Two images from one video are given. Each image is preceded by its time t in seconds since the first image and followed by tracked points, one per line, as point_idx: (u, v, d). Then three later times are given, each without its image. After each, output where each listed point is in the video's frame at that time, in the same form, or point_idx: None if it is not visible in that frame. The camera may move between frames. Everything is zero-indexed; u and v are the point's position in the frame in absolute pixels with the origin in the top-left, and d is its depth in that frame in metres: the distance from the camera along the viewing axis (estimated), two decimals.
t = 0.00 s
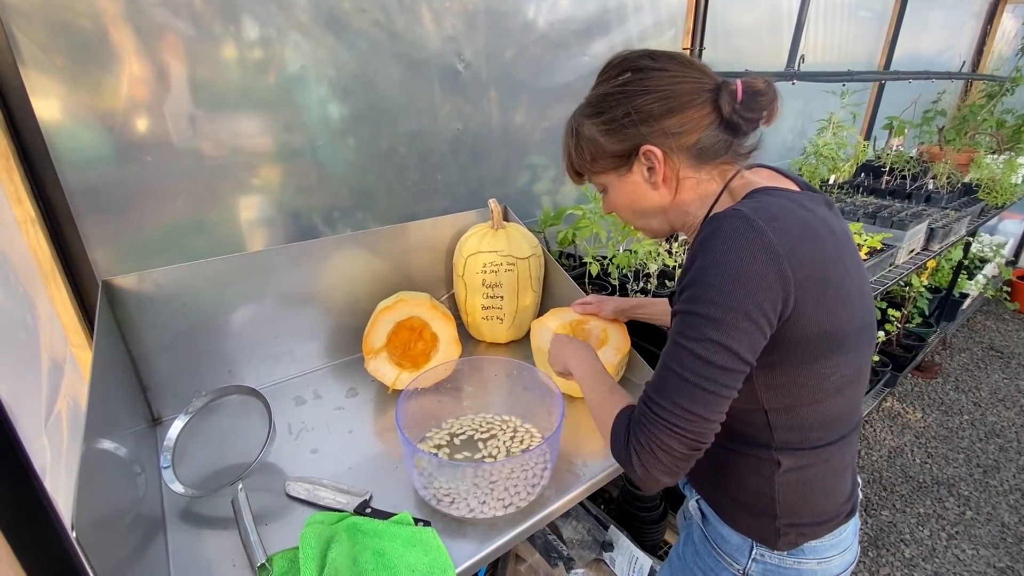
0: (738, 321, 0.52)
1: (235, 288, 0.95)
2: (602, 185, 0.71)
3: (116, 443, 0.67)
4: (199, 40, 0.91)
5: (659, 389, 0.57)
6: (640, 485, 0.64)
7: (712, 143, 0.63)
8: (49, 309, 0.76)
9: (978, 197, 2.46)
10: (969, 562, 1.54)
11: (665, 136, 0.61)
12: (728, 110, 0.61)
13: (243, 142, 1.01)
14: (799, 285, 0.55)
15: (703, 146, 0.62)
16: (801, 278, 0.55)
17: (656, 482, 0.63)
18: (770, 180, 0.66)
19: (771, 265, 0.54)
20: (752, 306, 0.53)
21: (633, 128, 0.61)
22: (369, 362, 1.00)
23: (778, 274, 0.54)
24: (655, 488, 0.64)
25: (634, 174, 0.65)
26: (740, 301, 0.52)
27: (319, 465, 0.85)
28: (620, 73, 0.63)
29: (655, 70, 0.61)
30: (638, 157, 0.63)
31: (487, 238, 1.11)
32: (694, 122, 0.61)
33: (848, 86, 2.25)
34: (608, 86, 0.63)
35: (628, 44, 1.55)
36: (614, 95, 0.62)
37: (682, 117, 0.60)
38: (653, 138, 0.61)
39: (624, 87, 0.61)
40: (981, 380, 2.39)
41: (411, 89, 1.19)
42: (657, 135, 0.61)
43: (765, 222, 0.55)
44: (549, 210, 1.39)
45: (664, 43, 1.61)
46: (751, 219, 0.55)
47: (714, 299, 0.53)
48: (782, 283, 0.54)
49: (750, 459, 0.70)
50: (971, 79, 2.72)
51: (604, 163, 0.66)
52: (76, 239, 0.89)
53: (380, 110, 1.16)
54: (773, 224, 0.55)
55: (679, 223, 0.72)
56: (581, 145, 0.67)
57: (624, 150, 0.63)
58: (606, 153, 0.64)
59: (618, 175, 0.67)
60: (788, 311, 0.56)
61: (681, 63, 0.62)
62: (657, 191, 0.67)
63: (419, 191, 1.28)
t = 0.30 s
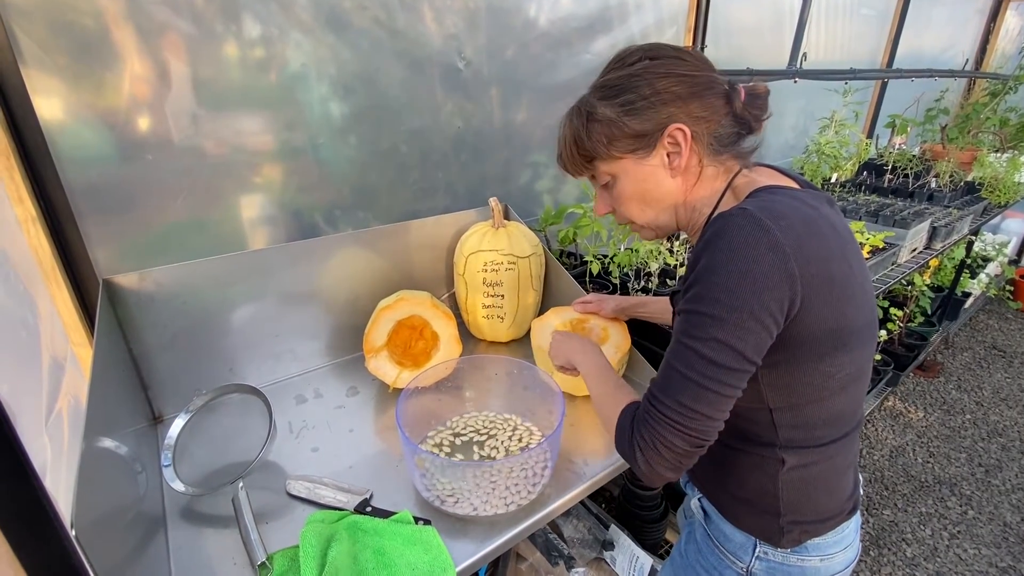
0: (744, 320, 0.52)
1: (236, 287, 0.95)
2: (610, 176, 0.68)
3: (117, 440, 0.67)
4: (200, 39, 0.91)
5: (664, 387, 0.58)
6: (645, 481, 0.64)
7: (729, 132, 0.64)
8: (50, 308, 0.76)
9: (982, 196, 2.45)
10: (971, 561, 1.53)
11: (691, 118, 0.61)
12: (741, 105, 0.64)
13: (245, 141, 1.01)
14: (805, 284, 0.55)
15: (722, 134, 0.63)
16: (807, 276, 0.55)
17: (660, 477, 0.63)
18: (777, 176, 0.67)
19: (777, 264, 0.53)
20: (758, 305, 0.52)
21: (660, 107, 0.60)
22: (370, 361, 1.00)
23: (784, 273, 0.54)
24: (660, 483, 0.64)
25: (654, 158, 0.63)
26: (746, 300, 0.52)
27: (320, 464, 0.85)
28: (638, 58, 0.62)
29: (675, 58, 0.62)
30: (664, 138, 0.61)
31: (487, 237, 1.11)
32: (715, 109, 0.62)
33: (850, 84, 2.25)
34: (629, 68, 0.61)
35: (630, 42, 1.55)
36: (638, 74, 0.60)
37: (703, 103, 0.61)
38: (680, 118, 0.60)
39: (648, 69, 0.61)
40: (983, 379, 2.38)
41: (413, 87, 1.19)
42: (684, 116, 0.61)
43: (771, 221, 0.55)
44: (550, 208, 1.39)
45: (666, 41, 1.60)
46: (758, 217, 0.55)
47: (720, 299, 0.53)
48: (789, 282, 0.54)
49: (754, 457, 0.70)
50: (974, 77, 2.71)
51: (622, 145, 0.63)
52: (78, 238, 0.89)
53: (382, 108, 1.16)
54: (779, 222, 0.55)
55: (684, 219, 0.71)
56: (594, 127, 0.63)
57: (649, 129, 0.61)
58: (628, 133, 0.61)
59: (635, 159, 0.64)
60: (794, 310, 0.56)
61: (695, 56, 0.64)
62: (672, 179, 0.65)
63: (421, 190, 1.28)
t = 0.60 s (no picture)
0: (752, 326, 0.52)
1: (237, 285, 0.95)
2: (607, 177, 0.67)
3: (118, 438, 0.67)
4: (201, 37, 0.91)
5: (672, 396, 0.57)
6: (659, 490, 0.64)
7: (726, 131, 0.63)
8: (51, 306, 0.76)
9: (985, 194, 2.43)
10: (974, 561, 1.53)
11: (688, 117, 0.60)
12: (739, 102, 0.64)
13: (246, 139, 1.01)
14: (809, 287, 0.55)
15: (719, 133, 0.63)
16: (810, 279, 0.55)
17: (673, 486, 0.63)
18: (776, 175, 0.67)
19: (781, 267, 0.53)
20: (765, 310, 0.52)
21: (657, 107, 0.59)
22: (371, 359, 1.00)
23: (788, 276, 0.53)
24: (672, 492, 0.64)
25: (651, 159, 0.63)
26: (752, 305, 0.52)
27: (321, 462, 0.85)
28: (633, 58, 0.62)
29: (671, 57, 0.61)
30: (661, 138, 0.61)
31: (489, 235, 1.11)
32: (712, 108, 0.61)
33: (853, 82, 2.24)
34: (625, 68, 0.61)
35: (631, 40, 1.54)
36: (635, 74, 0.60)
37: (700, 102, 0.61)
38: (677, 117, 0.60)
39: (644, 68, 0.60)
40: (986, 378, 2.37)
41: (414, 85, 1.18)
42: (681, 115, 0.60)
43: (772, 223, 0.55)
44: (551, 206, 1.38)
45: (668, 39, 1.60)
46: (759, 221, 0.55)
47: (726, 305, 0.52)
48: (793, 286, 0.54)
49: (756, 457, 0.69)
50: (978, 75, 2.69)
51: (619, 146, 0.62)
52: (79, 236, 0.89)
53: (383, 107, 1.16)
54: (780, 224, 0.55)
55: (683, 219, 0.70)
56: (591, 128, 0.63)
57: (646, 129, 0.60)
58: (625, 134, 0.61)
59: (632, 160, 0.63)
60: (799, 312, 0.55)
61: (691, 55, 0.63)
62: (670, 179, 0.65)
63: (422, 188, 1.28)
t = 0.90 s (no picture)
0: (756, 322, 0.52)
1: (238, 284, 0.95)
2: (600, 182, 0.71)
3: (120, 437, 0.67)
4: (203, 36, 0.91)
5: (675, 398, 0.56)
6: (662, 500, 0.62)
7: (707, 142, 0.61)
8: (53, 305, 0.76)
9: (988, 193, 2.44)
10: (976, 560, 1.53)
11: (657, 135, 0.60)
12: (724, 110, 0.60)
13: (248, 138, 1.01)
14: (811, 284, 0.55)
15: (696, 146, 0.61)
16: (812, 276, 0.55)
17: (677, 494, 0.61)
18: (774, 176, 0.66)
19: (783, 264, 0.53)
20: (768, 307, 0.52)
21: (626, 127, 0.61)
22: (372, 358, 1.00)
23: (790, 273, 0.53)
24: (676, 502, 0.63)
25: (628, 172, 0.65)
26: (756, 302, 0.52)
27: (322, 461, 0.85)
28: (617, 70, 0.62)
29: (650, 69, 0.60)
30: (630, 157, 0.63)
31: (490, 234, 1.11)
32: (687, 122, 0.60)
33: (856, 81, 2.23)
34: (605, 85, 0.62)
35: (633, 38, 1.53)
36: (609, 94, 0.61)
37: (674, 117, 0.59)
38: (644, 137, 0.61)
39: (620, 86, 0.60)
40: (988, 378, 2.37)
41: (415, 84, 1.18)
42: (648, 134, 0.60)
43: (773, 220, 0.55)
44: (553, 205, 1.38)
45: (670, 37, 1.59)
46: (760, 218, 0.55)
47: (730, 302, 0.52)
48: (795, 283, 0.54)
49: (757, 458, 0.69)
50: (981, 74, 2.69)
51: (600, 161, 0.66)
52: (80, 234, 0.89)
53: (385, 106, 1.16)
54: (781, 222, 0.55)
55: (678, 220, 0.71)
56: (579, 141, 0.67)
57: (617, 149, 0.63)
58: (602, 151, 0.64)
59: (613, 172, 0.66)
60: (801, 310, 0.55)
61: (676, 61, 0.61)
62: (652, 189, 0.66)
63: (423, 187, 1.28)
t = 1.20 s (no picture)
0: (752, 318, 0.52)
1: (239, 283, 0.95)
2: (605, 176, 0.71)
3: (121, 435, 0.67)
4: (204, 35, 0.91)
5: (673, 390, 0.57)
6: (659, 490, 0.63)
7: (715, 136, 0.61)
8: (55, 304, 0.76)
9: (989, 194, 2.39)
10: (977, 561, 1.53)
11: (666, 127, 0.60)
12: (734, 105, 0.61)
13: (249, 137, 1.01)
14: (811, 282, 0.55)
15: (704, 140, 0.61)
16: (813, 274, 0.54)
17: (674, 486, 0.62)
18: (780, 173, 0.66)
19: (782, 260, 0.53)
20: (765, 302, 0.52)
21: (635, 119, 0.60)
22: (373, 357, 1.00)
23: (789, 270, 0.53)
24: (672, 491, 0.63)
25: (636, 165, 0.65)
26: (753, 297, 0.52)
27: (323, 459, 0.85)
28: (626, 64, 0.62)
29: (661, 62, 0.60)
30: (639, 149, 0.62)
31: (491, 233, 1.11)
32: (696, 114, 0.60)
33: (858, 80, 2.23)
34: (615, 77, 0.62)
35: (634, 37, 1.53)
36: (618, 86, 0.61)
37: (684, 109, 0.59)
38: (652, 129, 0.61)
39: (629, 78, 0.61)
40: (990, 378, 2.36)
41: (416, 83, 1.18)
42: (657, 126, 0.60)
43: (774, 217, 0.54)
44: (554, 204, 1.38)
45: (672, 36, 1.59)
46: (760, 214, 0.54)
47: (726, 297, 0.52)
48: (794, 280, 0.53)
49: (758, 458, 0.69)
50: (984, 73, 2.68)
51: (607, 153, 0.66)
52: (82, 233, 0.89)
53: (386, 105, 1.16)
54: (782, 218, 0.54)
55: (682, 217, 0.71)
56: (586, 134, 0.67)
57: (625, 141, 0.62)
58: (609, 144, 0.64)
59: (620, 166, 0.66)
60: (800, 307, 0.55)
61: (687, 55, 0.61)
62: (658, 183, 0.66)
63: (424, 186, 1.28)
